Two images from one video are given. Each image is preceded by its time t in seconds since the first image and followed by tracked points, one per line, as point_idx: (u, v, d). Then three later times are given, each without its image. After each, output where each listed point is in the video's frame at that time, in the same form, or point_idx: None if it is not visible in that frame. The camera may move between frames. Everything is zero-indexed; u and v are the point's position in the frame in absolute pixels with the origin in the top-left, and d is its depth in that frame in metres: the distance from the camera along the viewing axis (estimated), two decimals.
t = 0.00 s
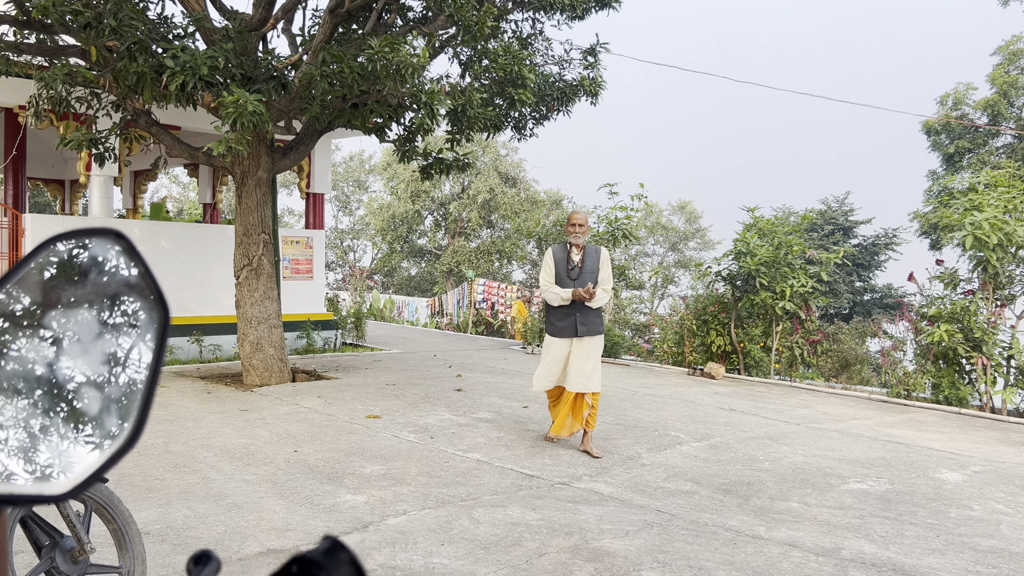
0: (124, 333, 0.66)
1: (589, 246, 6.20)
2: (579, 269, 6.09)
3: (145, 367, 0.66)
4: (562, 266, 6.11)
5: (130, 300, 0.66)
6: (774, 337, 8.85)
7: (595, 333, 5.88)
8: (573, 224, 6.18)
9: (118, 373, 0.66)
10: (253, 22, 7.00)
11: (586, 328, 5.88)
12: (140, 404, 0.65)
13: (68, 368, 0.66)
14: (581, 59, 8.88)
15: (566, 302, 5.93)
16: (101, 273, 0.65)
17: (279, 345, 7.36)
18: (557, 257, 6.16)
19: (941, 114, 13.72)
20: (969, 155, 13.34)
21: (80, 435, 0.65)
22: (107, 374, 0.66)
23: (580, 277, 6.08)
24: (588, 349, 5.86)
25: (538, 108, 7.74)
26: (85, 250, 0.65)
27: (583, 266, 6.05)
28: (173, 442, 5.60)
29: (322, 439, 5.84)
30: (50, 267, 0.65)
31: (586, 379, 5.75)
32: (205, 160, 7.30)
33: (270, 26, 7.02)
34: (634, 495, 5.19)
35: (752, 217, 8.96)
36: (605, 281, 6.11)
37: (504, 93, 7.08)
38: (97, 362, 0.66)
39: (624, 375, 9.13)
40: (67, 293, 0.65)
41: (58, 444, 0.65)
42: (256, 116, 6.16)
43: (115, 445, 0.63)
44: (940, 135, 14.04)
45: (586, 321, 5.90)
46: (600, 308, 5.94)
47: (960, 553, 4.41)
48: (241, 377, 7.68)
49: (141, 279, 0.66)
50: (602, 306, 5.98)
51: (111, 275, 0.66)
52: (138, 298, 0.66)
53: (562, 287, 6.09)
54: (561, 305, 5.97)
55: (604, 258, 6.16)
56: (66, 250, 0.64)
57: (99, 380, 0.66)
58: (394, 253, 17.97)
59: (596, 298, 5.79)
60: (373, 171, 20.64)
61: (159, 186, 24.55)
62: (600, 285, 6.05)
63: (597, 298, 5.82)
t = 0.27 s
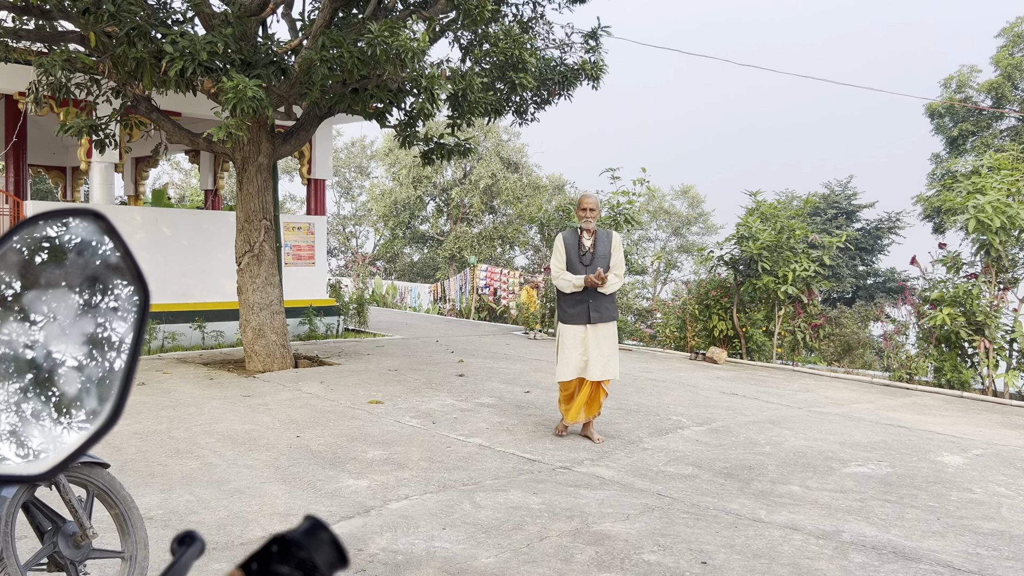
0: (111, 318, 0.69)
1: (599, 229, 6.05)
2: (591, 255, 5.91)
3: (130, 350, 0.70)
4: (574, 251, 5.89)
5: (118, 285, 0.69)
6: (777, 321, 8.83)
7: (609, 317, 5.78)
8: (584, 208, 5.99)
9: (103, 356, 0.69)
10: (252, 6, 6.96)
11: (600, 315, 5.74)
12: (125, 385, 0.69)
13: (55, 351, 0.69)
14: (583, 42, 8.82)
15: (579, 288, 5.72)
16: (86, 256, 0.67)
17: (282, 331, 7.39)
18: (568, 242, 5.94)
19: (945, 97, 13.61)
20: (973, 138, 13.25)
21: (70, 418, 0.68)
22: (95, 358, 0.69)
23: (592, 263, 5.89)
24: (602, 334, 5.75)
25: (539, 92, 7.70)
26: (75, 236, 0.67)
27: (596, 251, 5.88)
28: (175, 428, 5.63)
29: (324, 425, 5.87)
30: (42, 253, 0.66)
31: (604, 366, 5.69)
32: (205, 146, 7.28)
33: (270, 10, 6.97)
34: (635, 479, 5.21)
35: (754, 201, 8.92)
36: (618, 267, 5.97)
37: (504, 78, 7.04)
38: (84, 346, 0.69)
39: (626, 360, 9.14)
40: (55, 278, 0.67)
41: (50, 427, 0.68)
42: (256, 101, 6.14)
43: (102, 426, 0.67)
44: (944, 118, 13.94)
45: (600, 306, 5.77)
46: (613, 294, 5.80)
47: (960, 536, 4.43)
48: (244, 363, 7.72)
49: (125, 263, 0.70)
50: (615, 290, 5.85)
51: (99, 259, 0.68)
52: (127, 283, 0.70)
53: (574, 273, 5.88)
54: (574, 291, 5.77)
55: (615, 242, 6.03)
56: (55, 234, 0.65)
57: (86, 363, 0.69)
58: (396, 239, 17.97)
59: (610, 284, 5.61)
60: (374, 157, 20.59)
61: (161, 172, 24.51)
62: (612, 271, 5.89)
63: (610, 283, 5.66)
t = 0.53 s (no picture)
0: (109, 305, 0.58)
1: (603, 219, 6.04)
2: (594, 245, 5.92)
3: (130, 336, 0.59)
4: (578, 241, 5.89)
5: (113, 270, 0.58)
6: (776, 307, 8.83)
7: (614, 309, 5.80)
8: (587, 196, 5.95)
9: (102, 342, 0.58)
10: None
11: (606, 306, 5.75)
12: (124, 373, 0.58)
13: (50, 338, 0.57)
14: (581, 28, 8.77)
15: (584, 279, 5.72)
16: (80, 240, 0.56)
17: (280, 318, 7.39)
18: (571, 232, 5.93)
19: (944, 82, 13.56)
20: (971, 123, 13.21)
21: (67, 407, 0.56)
22: (94, 346, 0.58)
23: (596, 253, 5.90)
24: (607, 326, 5.76)
25: (537, 79, 7.66)
26: (70, 222, 0.55)
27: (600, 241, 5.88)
28: (175, 416, 5.65)
29: (324, 412, 5.88)
30: (36, 240, 0.55)
31: (611, 357, 5.70)
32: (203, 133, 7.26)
33: None
34: (634, 465, 5.23)
35: (753, 186, 8.90)
36: (622, 256, 5.99)
37: (502, 64, 7.01)
38: (78, 331, 0.58)
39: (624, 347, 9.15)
40: (44, 264, 0.55)
41: (47, 416, 0.56)
42: (253, 88, 6.12)
43: (100, 412, 0.55)
44: (943, 103, 13.88)
45: (605, 298, 5.78)
46: (618, 284, 5.81)
47: (957, 520, 4.45)
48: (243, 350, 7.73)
49: (121, 247, 0.58)
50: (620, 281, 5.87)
51: (94, 246, 0.57)
52: (124, 269, 0.58)
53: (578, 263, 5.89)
54: (580, 282, 5.77)
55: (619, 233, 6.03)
56: (50, 222, 0.54)
57: (85, 352, 0.58)
58: (395, 226, 17.95)
59: (616, 275, 5.62)
60: (373, 144, 20.52)
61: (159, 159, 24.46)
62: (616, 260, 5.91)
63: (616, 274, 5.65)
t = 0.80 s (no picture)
0: (96, 295, 0.58)
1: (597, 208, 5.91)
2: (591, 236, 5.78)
3: (115, 325, 0.59)
4: (575, 233, 5.73)
5: (97, 259, 0.59)
6: (770, 296, 8.86)
7: (611, 302, 5.72)
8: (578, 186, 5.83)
9: (88, 331, 0.58)
10: None
11: (606, 298, 5.65)
12: (108, 363, 0.57)
13: (37, 328, 0.58)
14: (576, 16, 8.71)
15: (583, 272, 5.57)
16: (68, 230, 0.58)
17: (274, 307, 7.38)
18: (566, 223, 5.77)
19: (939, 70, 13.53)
20: (966, 111, 13.20)
21: (54, 396, 0.56)
22: (81, 334, 0.58)
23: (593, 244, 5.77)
24: (605, 319, 5.68)
25: (531, 67, 7.63)
26: (56, 212, 0.57)
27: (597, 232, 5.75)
28: (169, 405, 5.65)
29: (318, 400, 5.90)
30: (24, 229, 0.57)
31: (611, 350, 5.60)
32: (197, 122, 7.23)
33: None
34: (627, 453, 5.26)
35: (747, 175, 8.90)
36: (618, 246, 5.89)
37: (496, 52, 6.97)
38: (64, 320, 0.58)
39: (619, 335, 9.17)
40: (29, 253, 0.57)
41: (35, 406, 0.56)
42: (246, 76, 6.08)
43: (87, 399, 0.55)
44: (938, 92, 13.86)
45: (603, 289, 5.68)
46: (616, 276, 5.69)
47: (948, 507, 4.48)
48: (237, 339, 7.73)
49: (106, 238, 0.59)
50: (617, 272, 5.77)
51: (79, 233, 0.58)
52: (109, 260, 0.59)
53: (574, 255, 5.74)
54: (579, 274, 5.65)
55: (614, 221, 5.93)
56: (36, 212, 0.56)
57: (71, 341, 0.58)
58: (390, 215, 17.92)
59: (617, 268, 5.52)
60: (368, 132, 20.45)
61: (152, 148, 24.37)
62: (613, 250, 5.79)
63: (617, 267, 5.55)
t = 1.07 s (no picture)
0: (88, 282, 0.58)
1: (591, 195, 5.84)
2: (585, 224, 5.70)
3: (107, 313, 0.58)
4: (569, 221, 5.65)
5: (91, 246, 0.58)
6: (762, 286, 8.87)
7: (606, 292, 5.62)
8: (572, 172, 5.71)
9: (79, 318, 0.58)
10: None
11: (600, 289, 5.57)
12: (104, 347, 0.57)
13: (29, 314, 0.57)
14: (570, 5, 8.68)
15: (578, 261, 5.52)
16: (58, 211, 0.56)
17: (266, 297, 7.35)
18: (561, 211, 5.68)
19: (930, 61, 13.55)
20: (957, 102, 13.24)
21: (48, 384, 0.57)
22: (73, 321, 0.57)
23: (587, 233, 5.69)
24: (600, 310, 5.56)
25: (524, 57, 7.60)
26: (48, 197, 0.56)
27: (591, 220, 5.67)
28: (161, 395, 5.63)
29: (310, 390, 5.89)
30: (16, 215, 0.56)
31: (605, 342, 5.50)
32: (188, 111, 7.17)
33: None
34: (620, 442, 5.27)
35: (740, 165, 8.90)
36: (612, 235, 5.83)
37: (489, 41, 6.95)
38: (56, 306, 0.58)
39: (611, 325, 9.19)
40: (21, 237, 0.56)
41: (30, 393, 0.57)
42: (237, 65, 6.04)
43: (80, 385, 0.56)
44: (929, 83, 13.90)
45: (598, 280, 5.60)
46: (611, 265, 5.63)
47: (938, 495, 4.52)
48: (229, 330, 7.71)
49: (100, 222, 0.58)
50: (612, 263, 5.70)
51: (72, 219, 0.57)
52: (102, 245, 0.59)
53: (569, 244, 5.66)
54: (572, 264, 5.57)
55: (608, 210, 5.86)
56: (26, 197, 0.55)
57: (63, 328, 0.58)
58: (382, 205, 17.86)
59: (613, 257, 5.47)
60: (359, 122, 20.36)
61: (143, 138, 24.22)
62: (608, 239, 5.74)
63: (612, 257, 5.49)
